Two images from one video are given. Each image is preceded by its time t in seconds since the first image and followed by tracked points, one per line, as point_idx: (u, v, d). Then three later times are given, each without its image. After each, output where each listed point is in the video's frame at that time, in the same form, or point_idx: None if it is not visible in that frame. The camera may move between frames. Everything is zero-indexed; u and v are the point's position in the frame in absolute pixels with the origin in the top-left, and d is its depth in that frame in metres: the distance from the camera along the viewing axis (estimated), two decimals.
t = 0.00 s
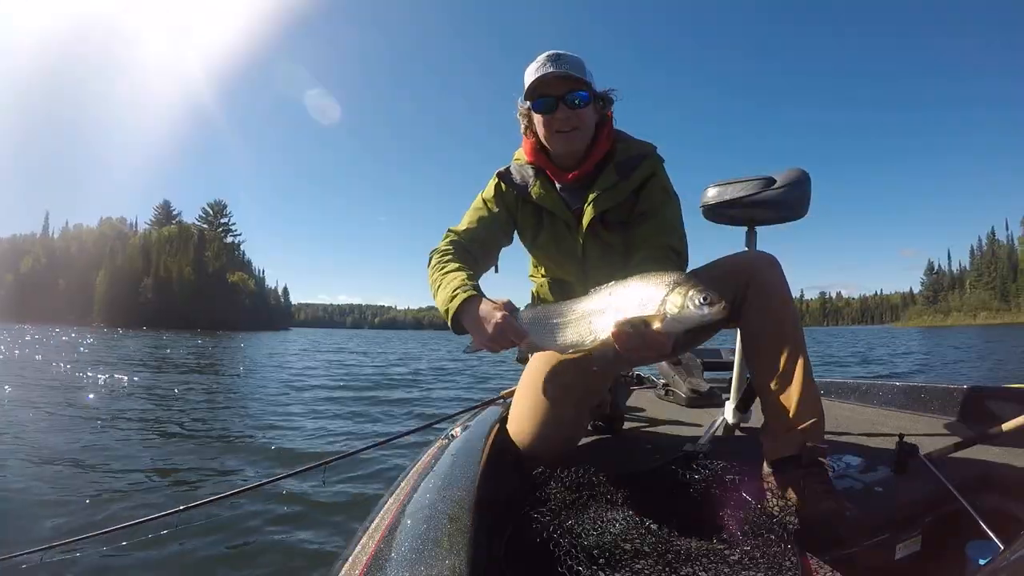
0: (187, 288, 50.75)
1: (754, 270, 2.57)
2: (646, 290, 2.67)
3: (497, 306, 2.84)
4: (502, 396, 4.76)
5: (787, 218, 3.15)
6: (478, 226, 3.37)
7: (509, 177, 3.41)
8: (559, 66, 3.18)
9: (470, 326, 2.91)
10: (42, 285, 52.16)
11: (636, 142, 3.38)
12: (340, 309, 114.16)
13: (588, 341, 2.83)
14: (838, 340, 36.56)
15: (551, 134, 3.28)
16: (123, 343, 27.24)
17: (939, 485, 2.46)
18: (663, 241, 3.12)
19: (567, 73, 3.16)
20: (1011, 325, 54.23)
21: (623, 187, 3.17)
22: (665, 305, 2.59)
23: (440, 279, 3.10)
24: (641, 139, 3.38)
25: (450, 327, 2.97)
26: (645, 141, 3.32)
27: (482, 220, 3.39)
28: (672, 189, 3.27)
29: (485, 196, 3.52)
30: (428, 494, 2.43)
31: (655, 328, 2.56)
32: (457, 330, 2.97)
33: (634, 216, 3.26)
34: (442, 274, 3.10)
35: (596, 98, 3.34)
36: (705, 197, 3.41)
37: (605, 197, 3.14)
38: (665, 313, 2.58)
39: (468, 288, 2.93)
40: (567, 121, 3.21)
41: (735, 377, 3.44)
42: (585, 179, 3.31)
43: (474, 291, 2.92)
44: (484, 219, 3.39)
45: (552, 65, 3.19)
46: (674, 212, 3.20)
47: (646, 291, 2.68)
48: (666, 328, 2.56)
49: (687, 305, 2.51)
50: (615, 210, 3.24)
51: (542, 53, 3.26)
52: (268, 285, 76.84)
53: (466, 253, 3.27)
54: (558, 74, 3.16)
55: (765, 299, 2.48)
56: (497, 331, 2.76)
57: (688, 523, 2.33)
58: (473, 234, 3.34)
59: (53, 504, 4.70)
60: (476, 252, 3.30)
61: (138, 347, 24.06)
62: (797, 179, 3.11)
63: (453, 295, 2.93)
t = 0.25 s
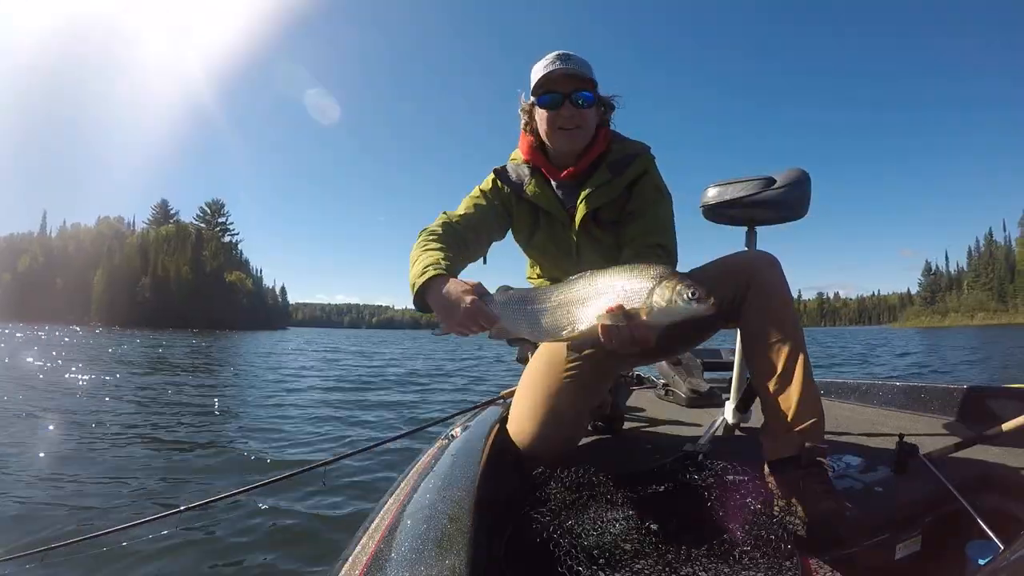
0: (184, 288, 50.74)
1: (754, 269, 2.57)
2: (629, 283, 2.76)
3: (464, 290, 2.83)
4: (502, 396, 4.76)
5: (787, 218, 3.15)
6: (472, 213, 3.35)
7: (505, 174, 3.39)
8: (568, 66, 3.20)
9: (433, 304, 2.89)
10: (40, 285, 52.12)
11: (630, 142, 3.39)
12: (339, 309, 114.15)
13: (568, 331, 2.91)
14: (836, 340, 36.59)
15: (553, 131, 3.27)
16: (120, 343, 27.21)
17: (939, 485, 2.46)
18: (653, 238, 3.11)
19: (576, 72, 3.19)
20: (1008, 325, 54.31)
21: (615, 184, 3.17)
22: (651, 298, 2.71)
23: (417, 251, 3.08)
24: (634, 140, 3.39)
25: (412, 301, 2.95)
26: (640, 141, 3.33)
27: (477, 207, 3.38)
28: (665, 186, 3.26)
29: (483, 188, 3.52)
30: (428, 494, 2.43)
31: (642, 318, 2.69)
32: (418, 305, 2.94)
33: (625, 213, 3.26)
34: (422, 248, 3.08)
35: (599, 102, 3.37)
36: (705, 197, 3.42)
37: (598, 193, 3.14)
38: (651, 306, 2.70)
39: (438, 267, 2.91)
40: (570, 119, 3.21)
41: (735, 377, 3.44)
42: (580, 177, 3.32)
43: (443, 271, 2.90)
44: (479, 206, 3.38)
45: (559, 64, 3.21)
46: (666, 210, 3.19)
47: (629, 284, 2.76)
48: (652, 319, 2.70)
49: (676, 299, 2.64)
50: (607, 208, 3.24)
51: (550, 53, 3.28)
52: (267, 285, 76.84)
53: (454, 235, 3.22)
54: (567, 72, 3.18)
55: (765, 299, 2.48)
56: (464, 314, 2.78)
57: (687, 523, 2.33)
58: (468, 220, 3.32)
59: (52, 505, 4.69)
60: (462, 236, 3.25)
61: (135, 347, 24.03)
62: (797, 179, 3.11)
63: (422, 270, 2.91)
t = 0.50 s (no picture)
0: (181, 287, 50.66)
1: (753, 269, 2.57)
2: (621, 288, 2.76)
3: (447, 284, 2.83)
4: (501, 396, 4.75)
5: (787, 218, 3.15)
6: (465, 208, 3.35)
7: (500, 173, 3.41)
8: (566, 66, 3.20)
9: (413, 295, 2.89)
10: (37, 285, 52.00)
11: (622, 140, 3.36)
12: (337, 309, 114.04)
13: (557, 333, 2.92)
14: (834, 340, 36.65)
15: (548, 131, 3.26)
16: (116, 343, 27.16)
17: (940, 485, 2.46)
18: (645, 239, 3.12)
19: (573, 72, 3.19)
20: (1005, 325, 54.45)
21: (608, 183, 3.16)
22: (644, 305, 2.71)
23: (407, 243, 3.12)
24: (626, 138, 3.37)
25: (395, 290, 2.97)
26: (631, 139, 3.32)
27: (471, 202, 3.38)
28: (658, 184, 3.26)
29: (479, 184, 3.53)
30: (428, 494, 2.42)
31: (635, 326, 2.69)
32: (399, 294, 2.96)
33: (618, 212, 3.25)
34: (413, 239, 3.10)
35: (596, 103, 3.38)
36: (705, 197, 3.42)
37: (591, 193, 3.13)
38: (645, 313, 2.69)
39: (421, 259, 2.92)
40: (566, 119, 3.21)
41: (735, 377, 3.44)
42: (574, 176, 3.31)
43: (425, 262, 2.92)
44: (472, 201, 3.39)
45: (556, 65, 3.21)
46: (659, 208, 3.20)
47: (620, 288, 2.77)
48: (644, 326, 2.70)
49: (671, 308, 2.64)
50: (600, 206, 3.23)
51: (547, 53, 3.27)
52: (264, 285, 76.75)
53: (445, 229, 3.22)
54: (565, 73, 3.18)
55: (763, 299, 2.48)
56: (447, 308, 2.78)
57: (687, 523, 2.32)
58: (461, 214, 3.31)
59: (50, 505, 4.68)
60: (454, 230, 3.25)
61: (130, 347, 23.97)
62: (797, 180, 3.11)
63: (408, 261, 2.94)
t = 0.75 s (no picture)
0: (179, 287, 50.63)
1: (747, 268, 2.57)
2: (621, 290, 2.76)
3: (445, 292, 2.84)
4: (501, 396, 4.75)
5: (787, 218, 3.15)
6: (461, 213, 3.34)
7: (492, 176, 3.39)
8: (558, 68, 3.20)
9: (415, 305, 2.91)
10: (35, 284, 51.97)
11: (614, 139, 3.35)
12: (336, 309, 113.96)
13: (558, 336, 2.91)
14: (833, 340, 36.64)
15: (540, 132, 3.26)
16: (113, 343, 27.14)
17: (940, 485, 2.46)
18: (640, 238, 3.11)
19: (564, 74, 3.20)
20: (1004, 325, 54.45)
21: (601, 182, 3.15)
22: (647, 306, 2.70)
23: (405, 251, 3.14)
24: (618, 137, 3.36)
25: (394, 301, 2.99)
26: (622, 138, 3.31)
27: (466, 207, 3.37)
28: (650, 182, 3.26)
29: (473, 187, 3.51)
30: (428, 494, 2.42)
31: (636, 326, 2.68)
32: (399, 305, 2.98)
33: (612, 211, 3.24)
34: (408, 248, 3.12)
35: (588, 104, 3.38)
36: (705, 197, 3.42)
37: (585, 193, 3.11)
38: (647, 313, 2.68)
39: (419, 268, 2.95)
40: (558, 120, 3.21)
41: (735, 377, 3.44)
42: (567, 177, 3.29)
43: (423, 271, 2.94)
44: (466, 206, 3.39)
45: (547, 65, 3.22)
46: (653, 207, 3.19)
47: (620, 291, 2.76)
48: (645, 326, 2.68)
49: (671, 307, 2.63)
50: (594, 206, 3.22)
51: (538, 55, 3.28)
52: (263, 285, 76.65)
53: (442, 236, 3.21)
54: (555, 75, 3.19)
55: (758, 297, 2.48)
56: (447, 316, 2.78)
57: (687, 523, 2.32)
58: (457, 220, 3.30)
59: (50, 506, 4.68)
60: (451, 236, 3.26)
61: (127, 347, 23.95)
62: (798, 180, 3.11)
63: (405, 271, 2.96)
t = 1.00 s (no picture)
0: (177, 287, 50.58)
1: (747, 268, 2.57)
2: (623, 287, 2.75)
3: (450, 295, 2.86)
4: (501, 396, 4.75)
5: (787, 218, 3.14)
6: (457, 217, 3.38)
7: (488, 179, 3.42)
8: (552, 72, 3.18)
9: (423, 311, 2.93)
10: (32, 285, 51.91)
11: (611, 139, 3.34)
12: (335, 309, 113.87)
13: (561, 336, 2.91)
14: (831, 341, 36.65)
15: (536, 138, 3.26)
16: (110, 343, 27.11)
17: (939, 485, 2.46)
18: (639, 237, 3.08)
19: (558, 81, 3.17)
20: (1002, 325, 54.48)
21: (598, 183, 3.14)
22: (648, 300, 2.69)
23: (405, 260, 3.15)
24: (615, 137, 3.34)
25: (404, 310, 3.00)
26: (619, 138, 3.29)
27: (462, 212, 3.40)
28: (648, 181, 3.24)
29: (467, 192, 3.54)
30: (428, 494, 2.42)
31: (637, 320, 2.68)
32: (410, 314, 3.00)
33: (610, 212, 3.22)
34: (408, 256, 3.15)
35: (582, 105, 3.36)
36: (705, 197, 3.41)
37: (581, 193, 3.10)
38: (648, 309, 2.68)
39: (426, 273, 2.97)
40: (554, 127, 3.21)
41: (735, 378, 3.43)
42: (563, 178, 3.27)
43: (430, 276, 2.96)
44: (461, 211, 3.42)
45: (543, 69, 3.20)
46: (652, 206, 3.15)
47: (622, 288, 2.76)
48: (647, 322, 2.68)
49: (672, 302, 2.60)
50: (591, 207, 3.21)
51: (532, 55, 3.25)
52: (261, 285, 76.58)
53: (439, 242, 3.28)
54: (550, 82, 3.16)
55: (757, 297, 2.48)
56: (453, 319, 2.79)
57: (688, 523, 2.32)
58: (453, 224, 3.36)
59: (49, 509, 4.67)
60: (449, 241, 3.31)
61: (124, 348, 23.92)
62: (797, 180, 3.11)
63: (411, 279, 2.97)
